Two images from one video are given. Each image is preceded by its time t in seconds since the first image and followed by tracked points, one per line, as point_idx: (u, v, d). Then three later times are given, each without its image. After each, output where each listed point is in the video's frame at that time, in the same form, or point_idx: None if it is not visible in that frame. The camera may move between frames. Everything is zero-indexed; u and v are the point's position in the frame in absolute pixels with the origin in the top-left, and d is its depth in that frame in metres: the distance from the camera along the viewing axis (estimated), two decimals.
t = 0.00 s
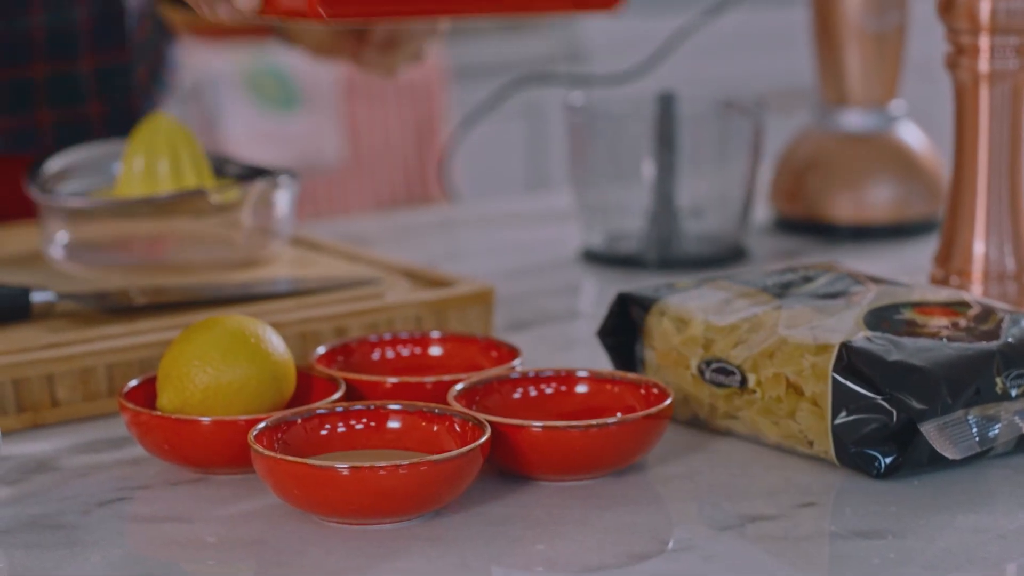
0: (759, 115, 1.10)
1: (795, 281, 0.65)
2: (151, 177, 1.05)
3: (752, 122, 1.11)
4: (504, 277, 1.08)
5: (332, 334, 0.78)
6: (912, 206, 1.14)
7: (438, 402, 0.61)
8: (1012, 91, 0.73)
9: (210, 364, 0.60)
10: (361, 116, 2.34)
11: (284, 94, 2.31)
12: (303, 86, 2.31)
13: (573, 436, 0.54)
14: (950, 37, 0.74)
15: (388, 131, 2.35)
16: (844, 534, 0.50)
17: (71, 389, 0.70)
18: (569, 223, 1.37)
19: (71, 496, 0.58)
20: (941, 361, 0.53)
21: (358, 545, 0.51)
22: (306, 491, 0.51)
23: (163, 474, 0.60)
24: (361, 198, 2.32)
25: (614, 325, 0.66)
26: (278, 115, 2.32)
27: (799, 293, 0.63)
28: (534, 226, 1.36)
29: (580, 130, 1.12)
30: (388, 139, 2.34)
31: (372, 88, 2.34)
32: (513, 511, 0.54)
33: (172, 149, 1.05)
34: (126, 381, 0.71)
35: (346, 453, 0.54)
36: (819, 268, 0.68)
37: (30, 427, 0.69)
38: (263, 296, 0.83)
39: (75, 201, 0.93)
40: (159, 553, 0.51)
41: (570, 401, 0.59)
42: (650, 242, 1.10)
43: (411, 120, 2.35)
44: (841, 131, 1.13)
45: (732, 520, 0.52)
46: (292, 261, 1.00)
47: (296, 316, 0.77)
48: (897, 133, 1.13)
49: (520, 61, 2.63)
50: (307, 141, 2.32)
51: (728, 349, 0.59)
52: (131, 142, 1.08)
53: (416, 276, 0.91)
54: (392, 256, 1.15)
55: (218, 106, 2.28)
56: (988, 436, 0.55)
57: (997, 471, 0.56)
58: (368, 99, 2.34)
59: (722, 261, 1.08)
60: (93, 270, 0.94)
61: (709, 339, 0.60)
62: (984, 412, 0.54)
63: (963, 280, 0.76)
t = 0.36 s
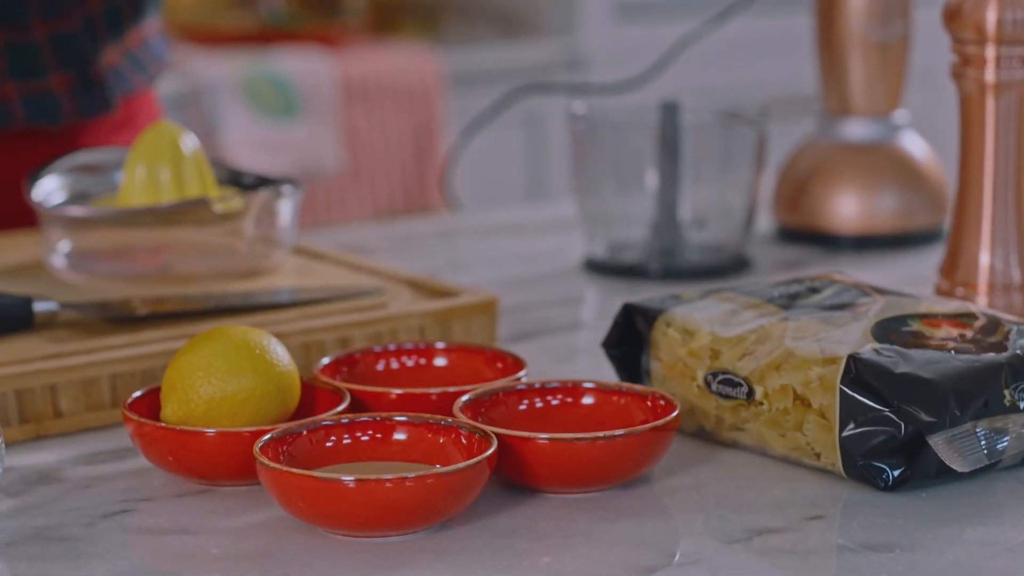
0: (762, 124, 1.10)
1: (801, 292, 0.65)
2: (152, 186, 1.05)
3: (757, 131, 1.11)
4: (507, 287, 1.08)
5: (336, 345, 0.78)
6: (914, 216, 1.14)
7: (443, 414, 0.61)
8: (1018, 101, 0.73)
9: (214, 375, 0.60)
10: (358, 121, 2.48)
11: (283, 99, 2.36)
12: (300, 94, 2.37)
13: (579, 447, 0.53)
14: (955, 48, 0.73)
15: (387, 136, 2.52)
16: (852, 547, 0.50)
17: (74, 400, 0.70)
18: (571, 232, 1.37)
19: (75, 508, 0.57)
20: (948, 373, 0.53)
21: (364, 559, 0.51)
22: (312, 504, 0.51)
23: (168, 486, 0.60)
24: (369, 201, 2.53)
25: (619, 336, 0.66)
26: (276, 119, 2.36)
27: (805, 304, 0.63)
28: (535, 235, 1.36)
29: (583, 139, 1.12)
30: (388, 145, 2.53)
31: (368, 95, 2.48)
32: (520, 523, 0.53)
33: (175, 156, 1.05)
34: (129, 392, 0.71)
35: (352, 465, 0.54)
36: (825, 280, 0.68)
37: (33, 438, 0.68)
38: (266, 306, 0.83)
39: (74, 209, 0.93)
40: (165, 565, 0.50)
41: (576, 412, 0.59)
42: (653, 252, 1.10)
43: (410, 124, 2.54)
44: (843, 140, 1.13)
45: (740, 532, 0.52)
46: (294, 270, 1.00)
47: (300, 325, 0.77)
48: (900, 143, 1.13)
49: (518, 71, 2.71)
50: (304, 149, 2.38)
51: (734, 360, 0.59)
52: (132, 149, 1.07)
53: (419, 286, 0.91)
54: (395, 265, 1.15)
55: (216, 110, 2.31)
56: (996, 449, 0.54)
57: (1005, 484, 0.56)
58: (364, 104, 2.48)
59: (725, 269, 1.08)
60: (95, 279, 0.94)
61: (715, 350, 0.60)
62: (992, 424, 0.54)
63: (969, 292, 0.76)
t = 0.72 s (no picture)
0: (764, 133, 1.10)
1: (807, 303, 0.65)
2: (154, 195, 1.04)
3: (759, 139, 1.10)
4: (508, 297, 1.08)
5: (339, 356, 0.78)
6: (916, 225, 1.14)
7: (449, 426, 0.60)
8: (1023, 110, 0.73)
9: (219, 387, 0.60)
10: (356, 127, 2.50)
11: (280, 107, 2.36)
12: (299, 102, 2.37)
13: (587, 460, 0.53)
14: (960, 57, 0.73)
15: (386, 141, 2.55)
16: (862, 559, 0.50)
17: (77, 412, 0.69)
18: (571, 241, 1.37)
19: (80, 521, 0.57)
20: (958, 385, 0.53)
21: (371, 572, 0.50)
22: (319, 517, 0.50)
23: (173, 498, 0.60)
24: (368, 208, 2.57)
25: (624, 347, 0.65)
26: (275, 128, 2.37)
27: (812, 315, 0.62)
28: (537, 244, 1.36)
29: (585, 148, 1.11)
30: (385, 152, 2.55)
31: (366, 103, 2.50)
32: (528, 536, 0.53)
33: (177, 166, 1.05)
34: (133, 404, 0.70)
35: (358, 477, 0.54)
36: (832, 290, 0.68)
37: (36, 450, 0.68)
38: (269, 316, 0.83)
39: (75, 220, 0.93)
40: None
41: (582, 424, 0.59)
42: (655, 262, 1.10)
43: (407, 130, 2.56)
44: (845, 148, 1.13)
45: (748, 545, 0.52)
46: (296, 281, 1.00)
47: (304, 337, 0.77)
48: (903, 151, 1.12)
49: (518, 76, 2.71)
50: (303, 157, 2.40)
51: (741, 371, 0.58)
52: (133, 159, 1.07)
53: (423, 296, 0.91)
54: (397, 276, 1.15)
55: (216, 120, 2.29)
56: (1005, 460, 0.54)
57: (1014, 495, 0.56)
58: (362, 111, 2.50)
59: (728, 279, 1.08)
60: (97, 289, 0.94)
61: (722, 361, 0.60)
62: (1001, 436, 0.54)
63: (975, 301, 0.76)
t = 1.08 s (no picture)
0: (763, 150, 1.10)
1: (808, 322, 0.65)
2: (148, 213, 1.04)
3: (755, 156, 1.10)
4: (505, 316, 1.07)
5: (336, 376, 0.77)
6: (913, 242, 1.14)
7: (448, 447, 0.60)
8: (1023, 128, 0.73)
9: (218, 409, 0.59)
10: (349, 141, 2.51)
11: (271, 122, 2.36)
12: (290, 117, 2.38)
13: (588, 482, 0.53)
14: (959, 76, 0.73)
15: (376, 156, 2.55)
16: None
17: (74, 433, 0.69)
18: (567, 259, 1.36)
19: (78, 544, 0.57)
20: (960, 406, 0.53)
21: None
22: (319, 540, 0.50)
23: (171, 520, 0.60)
24: (359, 224, 2.58)
25: (624, 367, 0.65)
26: (266, 143, 2.37)
27: (813, 335, 0.62)
28: (532, 261, 1.35)
29: (581, 167, 1.11)
30: (375, 168, 2.56)
31: (356, 118, 2.50)
32: (529, 559, 0.53)
33: (173, 185, 1.05)
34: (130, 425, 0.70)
35: (359, 500, 0.54)
36: (832, 310, 0.68)
37: (33, 471, 0.68)
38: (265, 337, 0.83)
39: (70, 239, 0.93)
40: None
41: (583, 445, 0.58)
42: (652, 280, 1.10)
43: (396, 144, 2.56)
44: (842, 166, 1.13)
45: (750, 567, 0.52)
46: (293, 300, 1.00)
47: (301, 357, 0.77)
48: (900, 168, 1.13)
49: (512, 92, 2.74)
50: (294, 172, 2.40)
51: (742, 392, 0.58)
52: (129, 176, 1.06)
53: (422, 316, 0.91)
54: (394, 295, 1.15)
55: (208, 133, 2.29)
56: (1010, 482, 0.54)
57: (1016, 517, 0.56)
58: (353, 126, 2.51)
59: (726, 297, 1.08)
60: (93, 308, 0.93)
61: (722, 382, 0.59)
62: (1004, 458, 0.54)
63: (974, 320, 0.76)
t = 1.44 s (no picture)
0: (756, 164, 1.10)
1: (807, 338, 0.64)
2: (142, 229, 1.04)
3: (750, 170, 1.10)
4: (497, 330, 1.07)
5: (332, 393, 0.77)
6: (905, 257, 1.14)
7: (447, 464, 0.60)
8: (1020, 143, 0.73)
9: (215, 426, 0.59)
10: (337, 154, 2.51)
11: (259, 135, 2.37)
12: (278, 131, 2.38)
13: (588, 499, 0.53)
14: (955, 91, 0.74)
15: (364, 169, 2.55)
16: None
17: (69, 451, 0.68)
18: (557, 273, 1.36)
19: (74, 563, 0.56)
20: (961, 423, 0.53)
21: None
22: (317, 559, 0.50)
23: (168, 539, 0.59)
24: (345, 238, 2.57)
25: (622, 384, 0.65)
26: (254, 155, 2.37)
27: (812, 351, 0.62)
28: (524, 276, 1.35)
29: (574, 181, 1.11)
30: (364, 181, 2.56)
31: (344, 130, 2.50)
32: None
33: (165, 200, 1.04)
34: (125, 443, 0.69)
35: (357, 518, 0.53)
36: (830, 326, 0.67)
37: (27, 489, 0.67)
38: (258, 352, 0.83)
39: (62, 254, 0.92)
40: None
41: (582, 463, 0.58)
42: (646, 295, 1.10)
43: (384, 156, 2.56)
44: (835, 180, 1.13)
45: None
46: (286, 315, 1.00)
47: (296, 373, 0.76)
48: (892, 183, 1.13)
49: (496, 105, 2.72)
50: (282, 185, 2.40)
51: (741, 409, 0.58)
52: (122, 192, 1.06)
53: (416, 332, 0.90)
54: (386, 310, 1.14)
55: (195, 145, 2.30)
56: (1011, 499, 0.54)
57: (1018, 534, 0.56)
58: (340, 138, 2.51)
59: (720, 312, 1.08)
60: (86, 323, 0.93)
61: (722, 399, 0.59)
62: (1006, 475, 0.53)
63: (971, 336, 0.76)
